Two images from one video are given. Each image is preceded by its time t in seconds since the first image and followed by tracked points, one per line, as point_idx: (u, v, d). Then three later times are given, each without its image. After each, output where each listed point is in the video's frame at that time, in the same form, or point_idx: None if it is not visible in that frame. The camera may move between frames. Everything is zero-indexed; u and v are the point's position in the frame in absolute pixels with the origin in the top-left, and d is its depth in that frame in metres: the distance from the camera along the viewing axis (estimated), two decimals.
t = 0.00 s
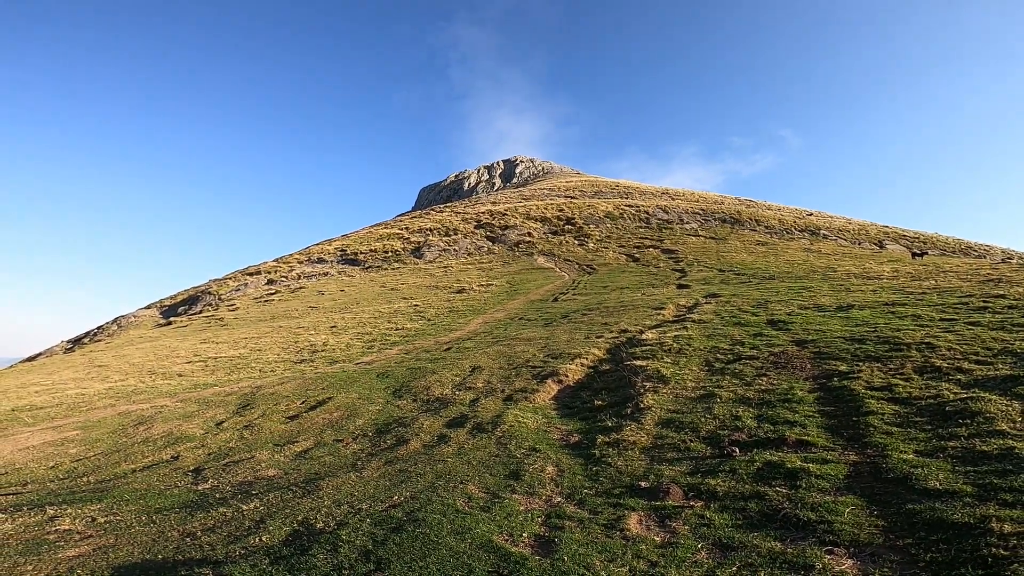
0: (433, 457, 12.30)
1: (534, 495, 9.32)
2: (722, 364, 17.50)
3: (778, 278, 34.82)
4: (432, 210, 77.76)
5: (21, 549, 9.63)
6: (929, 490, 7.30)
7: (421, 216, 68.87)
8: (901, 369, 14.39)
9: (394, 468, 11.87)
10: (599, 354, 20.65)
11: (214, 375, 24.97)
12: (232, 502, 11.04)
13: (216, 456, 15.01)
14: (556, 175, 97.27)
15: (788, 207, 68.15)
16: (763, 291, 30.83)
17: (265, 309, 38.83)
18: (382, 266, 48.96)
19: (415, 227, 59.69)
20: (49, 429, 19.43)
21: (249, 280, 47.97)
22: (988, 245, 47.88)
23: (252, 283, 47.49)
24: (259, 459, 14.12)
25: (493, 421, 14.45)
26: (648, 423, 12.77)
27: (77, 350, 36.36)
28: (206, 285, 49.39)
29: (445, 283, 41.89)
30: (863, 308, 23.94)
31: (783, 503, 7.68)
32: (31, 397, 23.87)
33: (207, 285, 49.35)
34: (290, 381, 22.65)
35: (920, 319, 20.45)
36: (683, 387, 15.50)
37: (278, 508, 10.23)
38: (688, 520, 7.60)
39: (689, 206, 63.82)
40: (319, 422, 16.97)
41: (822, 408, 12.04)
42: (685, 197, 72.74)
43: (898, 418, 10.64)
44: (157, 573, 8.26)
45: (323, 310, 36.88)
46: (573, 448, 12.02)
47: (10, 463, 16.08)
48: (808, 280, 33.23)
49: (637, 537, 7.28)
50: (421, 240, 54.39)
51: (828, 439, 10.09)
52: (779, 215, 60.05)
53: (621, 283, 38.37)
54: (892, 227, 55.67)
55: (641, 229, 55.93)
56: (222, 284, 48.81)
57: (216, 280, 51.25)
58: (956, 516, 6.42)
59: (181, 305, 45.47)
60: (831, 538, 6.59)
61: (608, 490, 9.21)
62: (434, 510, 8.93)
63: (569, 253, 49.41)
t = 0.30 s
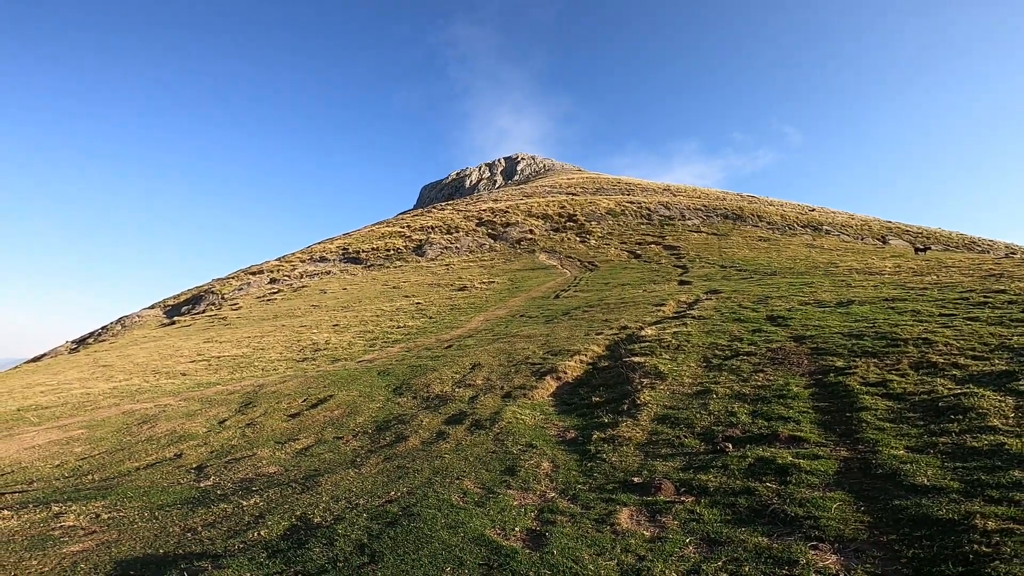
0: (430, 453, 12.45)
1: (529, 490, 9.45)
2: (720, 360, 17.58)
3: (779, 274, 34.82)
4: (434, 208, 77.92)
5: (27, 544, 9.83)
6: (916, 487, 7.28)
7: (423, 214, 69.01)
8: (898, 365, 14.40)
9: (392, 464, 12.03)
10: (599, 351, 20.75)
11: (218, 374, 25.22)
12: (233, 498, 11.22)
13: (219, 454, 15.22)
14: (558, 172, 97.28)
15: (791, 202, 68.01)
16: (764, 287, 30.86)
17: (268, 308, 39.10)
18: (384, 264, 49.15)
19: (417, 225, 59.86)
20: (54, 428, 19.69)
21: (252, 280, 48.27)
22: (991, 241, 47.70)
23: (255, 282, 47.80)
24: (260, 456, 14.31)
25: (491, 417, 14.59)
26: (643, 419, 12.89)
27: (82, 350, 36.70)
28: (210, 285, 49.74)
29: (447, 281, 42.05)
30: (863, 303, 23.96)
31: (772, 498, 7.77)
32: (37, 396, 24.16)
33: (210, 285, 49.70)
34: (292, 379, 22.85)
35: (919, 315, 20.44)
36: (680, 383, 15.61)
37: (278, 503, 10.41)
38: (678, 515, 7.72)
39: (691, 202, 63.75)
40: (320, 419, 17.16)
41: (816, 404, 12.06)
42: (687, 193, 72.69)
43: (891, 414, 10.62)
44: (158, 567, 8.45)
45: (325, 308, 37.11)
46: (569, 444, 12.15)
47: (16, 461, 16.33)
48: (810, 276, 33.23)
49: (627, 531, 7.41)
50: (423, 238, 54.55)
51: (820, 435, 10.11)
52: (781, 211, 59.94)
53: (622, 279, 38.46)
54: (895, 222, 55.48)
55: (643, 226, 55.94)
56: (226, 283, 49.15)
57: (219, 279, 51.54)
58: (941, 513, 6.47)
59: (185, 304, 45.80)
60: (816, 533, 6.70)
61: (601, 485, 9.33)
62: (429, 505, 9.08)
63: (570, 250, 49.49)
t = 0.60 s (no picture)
0: (429, 450, 12.65)
1: (525, 486, 9.63)
2: (718, 357, 17.70)
3: (781, 271, 34.82)
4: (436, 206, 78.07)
5: (35, 540, 10.07)
6: (902, 484, 7.41)
7: (425, 212, 69.13)
8: (894, 362, 14.44)
9: (392, 461, 12.23)
10: (598, 348, 20.88)
11: (221, 373, 25.48)
12: (236, 495, 11.45)
13: (222, 452, 15.46)
14: (560, 169, 97.34)
15: (794, 199, 67.90)
16: (765, 284, 30.92)
17: (271, 307, 39.37)
18: (386, 262, 49.36)
19: (419, 223, 60.08)
20: (60, 427, 19.97)
21: (255, 279, 48.56)
22: (995, 237, 47.55)
23: (258, 281, 48.10)
24: (263, 454, 14.54)
25: (490, 415, 14.76)
26: (640, 416, 13.03)
27: (87, 350, 37.05)
28: (213, 284, 50.06)
29: (449, 279, 42.24)
30: (863, 300, 24.01)
31: (761, 495, 7.93)
32: (43, 396, 24.47)
33: (213, 284, 50.02)
34: (294, 378, 23.08)
35: (918, 312, 20.46)
36: (677, 381, 15.74)
37: (279, 500, 10.62)
38: (669, 511, 7.89)
39: (693, 199, 63.69)
40: (322, 417, 17.38)
41: (810, 401, 12.14)
42: (690, 190, 72.64)
43: (883, 411, 10.64)
44: (163, 561, 8.66)
45: (327, 307, 37.34)
46: (566, 441, 12.31)
47: (23, 461, 16.59)
48: (811, 272, 33.25)
49: (618, 527, 7.59)
50: (425, 236, 54.72)
51: (813, 432, 10.21)
52: (784, 207, 59.83)
53: (624, 276, 38.59)
54: (898, 218, 55.32)
55: (645, 223, 55.99)
56: (229, 282, 49.45)
57: (223, 279, 51.87)
58: (924, 511, 6.61)
59: (189, 304, 46.13)
60: (802, 530, 6.86)
61: (595, 481, 9.49)
62: (427, 500, 9.29)
63: (572, 248, 49.57)
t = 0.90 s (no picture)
0: (430, 447, 12.84)
1: (523, 482, 9.83)
2: (716, 355, 17.84)
3: (782, 268, 34.88)
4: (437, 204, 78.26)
5: (46, 536, 10.30)
6: (891, 479, 7.56)
7: (426, 210, 69.27)
8: (890, 359, 14.52)
9: (393, 458, 12.42)
10: (598, 346, 21.04)
11: (225, 372, 25.73)
12: (241, 492, 11.66)
13: (226, 450, 15.68)
14: (561, 167, 97.38)
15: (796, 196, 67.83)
16: (765, 281, 30.99)
17: (274, 306, 39.61)
18: (388, 261, 49.58)
19: (420, 222, 60.26)
20: (67, 427, 20.24)
21: (257, 278, 48.82)
22: (998, 233, 47.44)
23: (261, 280, 48.39)
24: (267, 452, 14.77)
25: (490, 413, 14.95)
26: (638, 413, 13.19)
27: (91, 350, 37.34)
28: (216, 284, 50.39)
29: (450, 277, 42.43)
30: (862, 297, 24.07)
31: (754, 490, 8.10)
32: (49, 396, 24.75)
33: (216, 284, 50.35)
34: (297, 377, 23.30)
35: (917, 309, 20.52)
36: (675, 378, 15.90)
37: (283, 496, 10.83)
38: (663, 506, 8.06)
39: (694, 196, 63.71)
40: (324, 416, 17.59)
41: (806, 398, 12.26)
42: (692, 187, 72.64)
43: (877, 408, 10.73)
44: (170, 555, 8.88)
45: (330, 306, 37.57)
46: (564, 437, 12.49)
47: (31, 460, 16.86)
48: (812, 269, 33.30)
49: (613, 521, 7.78)
50: (427, 234, 54.91)
51: (807, 428, 10.34)
52: (785, 204, 59.80)
53: (625, 274, 38.71)
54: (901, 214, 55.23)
55: (646, 220, 56.05)
56: (231, 282, 49.75)
57: (225, 278, 52.14)
58: (911, 506, 6.77)
59: (192, 304, 46.44)
60: (791, 524, 7.03)
61: (592, 477, 9.66)
62: (427, 496, 9.49)
63: (573, 246, 49.66)
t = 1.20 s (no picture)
0: (433, 442, 13.07)
1: (524, 475, 10.04)
2: (717, 351, 18.00)
3: (785, 264, 34.94)
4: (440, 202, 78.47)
5: (61, 530, 10.59)
6: (883, 472, 7.74)
7: (429, 208, 69.47)
8: (888, 355, 14.63)
9: (397, 453, 12.67)
10: (600, 343, 21.21)
11: (230, 370, 26.05)
12: (249, 486, 11.94)
13: (234, 446, 15.97)
14: (564, 164, 97.35)
15: (800, 193, 67.69)
16: (768, 277, 31.07)
17: (278, 304, 39.95)
18: (391, 258, 49.85)
19: (423, 220, 60.50)
20: (77, 424, 20.58)
21: (261, 277, 49.16)
22: (1003, 229, 47.26)
23: (265, 278, 48.75)
24: (273, 448, 15.05)
25: (493, 408, 15.16)
26: (638, 408, 13.39)
27: (98, 348, 37.78)
28: (220, 282, 50.79)
29: (454, 275, 42.65)
30: (864, 293, 24.13)
31: (749, 482, 8.29)
32: (58, 394, 25.11)
33: (221, 282, 50.75)
34: (302, 374, 23.58)
35: (918, 305, 20.60)
36: (676, 374, 16.07)
37: (290, 490, 11.09)
38: (660, 498, 8.26)
39: (697, 192, 63.71)
40: (329, 412, 17.86)
41: (803, 393, 12.42)
42: (695, 184, 72.58)
43: (873, 402, 10.88)
44: (182, 547, 9.15)
45: (334, 304, 37.87)
46: (565, 432, 12.70)
47: (43, 456, 17.19)
48: (815, 266, 33.34)
49: (611, 512, 7.99)
50: (430, 232, 55.14)
51: (803, 423, 10.51)
52: (789, 200, 59.72)
53: (628, 271, 38.84)
54: (905, 210, 55.09)
55: (649, 217, 56.09)
56: (236, 280, 50.14)
57: (230, 277, 52.52)
58: (900, 498, 6.94)
59: (197, 302, 46.83)
60: (783, 516, 7.22)
61: (592, 470, 9.87)
62: (430, 488, 9.73)
63: (576, 243, 49.77)
